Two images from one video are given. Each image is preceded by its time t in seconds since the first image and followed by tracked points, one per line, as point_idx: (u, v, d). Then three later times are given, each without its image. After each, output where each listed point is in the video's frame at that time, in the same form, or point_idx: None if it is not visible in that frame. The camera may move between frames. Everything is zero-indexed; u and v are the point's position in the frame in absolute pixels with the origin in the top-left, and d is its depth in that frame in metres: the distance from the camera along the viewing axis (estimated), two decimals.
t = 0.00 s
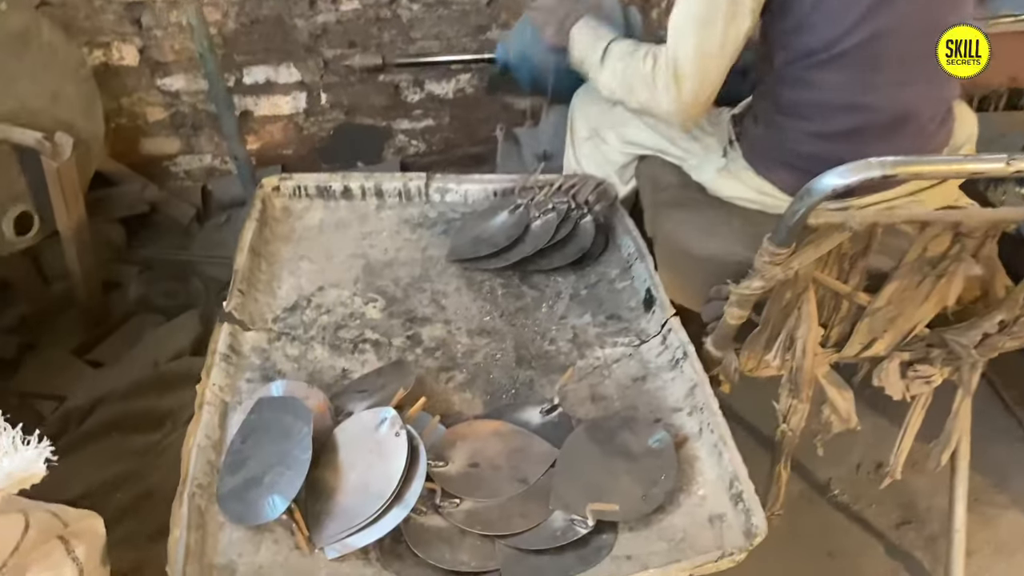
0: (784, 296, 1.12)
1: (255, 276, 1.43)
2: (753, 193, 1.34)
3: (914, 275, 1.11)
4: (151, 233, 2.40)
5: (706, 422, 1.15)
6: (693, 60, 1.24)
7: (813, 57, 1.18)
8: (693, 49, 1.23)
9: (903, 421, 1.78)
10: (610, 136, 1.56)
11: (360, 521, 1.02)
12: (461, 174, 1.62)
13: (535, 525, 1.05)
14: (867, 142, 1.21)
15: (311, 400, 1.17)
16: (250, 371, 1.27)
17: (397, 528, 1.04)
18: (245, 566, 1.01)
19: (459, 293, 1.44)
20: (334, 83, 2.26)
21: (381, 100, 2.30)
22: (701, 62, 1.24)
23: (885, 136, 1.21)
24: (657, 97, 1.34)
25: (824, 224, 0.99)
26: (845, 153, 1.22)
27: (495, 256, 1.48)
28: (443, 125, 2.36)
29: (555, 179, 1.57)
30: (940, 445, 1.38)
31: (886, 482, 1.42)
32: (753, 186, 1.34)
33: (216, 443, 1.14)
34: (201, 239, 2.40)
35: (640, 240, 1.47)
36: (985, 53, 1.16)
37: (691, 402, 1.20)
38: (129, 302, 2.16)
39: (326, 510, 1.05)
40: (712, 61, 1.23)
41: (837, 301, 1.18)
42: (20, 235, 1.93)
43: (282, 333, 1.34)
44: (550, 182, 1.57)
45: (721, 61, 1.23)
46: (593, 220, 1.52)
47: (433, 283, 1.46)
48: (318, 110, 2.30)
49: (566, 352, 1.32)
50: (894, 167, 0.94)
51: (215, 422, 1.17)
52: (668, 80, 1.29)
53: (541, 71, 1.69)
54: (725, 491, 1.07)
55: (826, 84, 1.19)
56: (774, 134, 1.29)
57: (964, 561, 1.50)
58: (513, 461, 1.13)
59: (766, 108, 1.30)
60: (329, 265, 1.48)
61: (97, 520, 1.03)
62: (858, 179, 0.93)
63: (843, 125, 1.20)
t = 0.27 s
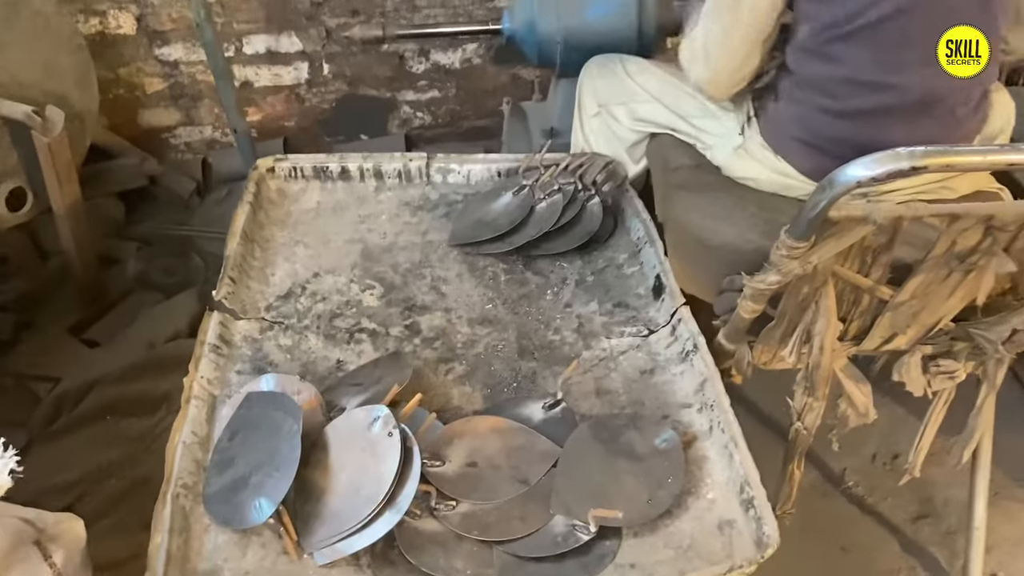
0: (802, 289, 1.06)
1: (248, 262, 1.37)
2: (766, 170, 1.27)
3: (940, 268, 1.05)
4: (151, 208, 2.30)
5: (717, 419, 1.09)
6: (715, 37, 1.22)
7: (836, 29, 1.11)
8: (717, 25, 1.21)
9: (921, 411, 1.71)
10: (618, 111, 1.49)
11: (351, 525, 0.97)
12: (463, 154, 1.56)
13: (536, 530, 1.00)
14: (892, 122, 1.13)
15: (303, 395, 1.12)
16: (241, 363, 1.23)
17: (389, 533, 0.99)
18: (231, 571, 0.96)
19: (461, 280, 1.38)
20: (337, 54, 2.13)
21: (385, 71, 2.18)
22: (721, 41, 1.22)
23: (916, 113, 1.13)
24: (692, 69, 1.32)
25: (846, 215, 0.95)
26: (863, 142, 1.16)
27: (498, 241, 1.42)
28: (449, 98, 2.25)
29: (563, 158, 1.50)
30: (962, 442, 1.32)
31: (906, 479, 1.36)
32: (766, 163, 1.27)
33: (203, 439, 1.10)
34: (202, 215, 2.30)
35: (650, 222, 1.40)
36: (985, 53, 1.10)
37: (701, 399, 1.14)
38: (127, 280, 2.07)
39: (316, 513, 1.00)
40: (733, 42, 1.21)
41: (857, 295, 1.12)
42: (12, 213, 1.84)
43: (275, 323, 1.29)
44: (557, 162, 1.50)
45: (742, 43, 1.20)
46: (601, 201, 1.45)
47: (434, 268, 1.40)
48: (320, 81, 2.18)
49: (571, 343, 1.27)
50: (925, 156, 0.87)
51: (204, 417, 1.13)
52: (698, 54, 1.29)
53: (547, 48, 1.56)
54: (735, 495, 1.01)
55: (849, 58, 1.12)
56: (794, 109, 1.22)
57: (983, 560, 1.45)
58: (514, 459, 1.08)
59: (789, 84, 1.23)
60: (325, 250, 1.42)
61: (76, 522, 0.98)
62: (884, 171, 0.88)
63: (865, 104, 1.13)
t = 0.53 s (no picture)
0: (819, 275, 1.01)
1: (244, 239, 1.33)
2: (782, 134, 1.20)
3: (964, 253, 1.00)
4: (152, 176, 2.17)
5: (727, 407, 1.05)
6: None
7: None
8: None
9: (939, 393, 1.66)
10: (628, 80, 1.42)
11: (343, 519, 0.94)
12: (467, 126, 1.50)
13: (537, 523, 0.96)
14: (911, 96, 1.07)
15: (301, 381, 1.09)
16: (235, 345, 1.19)
17: (385, 526, 0.96)
18: (221, 566, 0.93)
19: (463, 259, 1.34)
20: (340, 19, 2.04)
21: (389, 38, 2.08)
22: None
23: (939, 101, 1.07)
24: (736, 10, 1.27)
25: (868, 200, 0.90)
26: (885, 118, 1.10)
27: (502, 218, 1.37)
28: (455, 65, 2.16)
29: (571, 131, 1.44)
30: (982, 431, 1.28)
31: (922, 467, 1.32)
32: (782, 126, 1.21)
33: (194, 426, 1.06)
34: (203, 184, 2.16)
35: (660, 199, 1.35)
36: (986, 53, 1.04)
37: (710, 387, 1.09)
38: (126, 251, 1.98)
39: (310, 504, 0.96)
40: None
41: (876, 279, 1.07)
42: (7, 182, 1.81)
43: (271, 302, 1.25)
44: (565, 135, 1.44)
45: None
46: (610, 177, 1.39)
47: (436, 246, 1.35)
48: (322, 47, 2.09)
49: (576, 326, 1.22)
50: (953, 138, 0.82)
51: (195, 402, 1.09)
52: None
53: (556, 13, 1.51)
54: (745, 489, 0.97)
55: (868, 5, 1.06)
56: (811, 63, 1.16)
57: (997, 550, 1.41)
58: (515, 449, 1.04)
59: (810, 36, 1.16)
60: (323, 227, 1.37)
61: (62, 514, 0.96)
62: (909, 154, 0.83)
63: (879, 59, 1.06)
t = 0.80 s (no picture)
0: (841, 245, 0.97)
1: (243, 203, 1.29)
2: (804, 82, 1.15)
3: (993, 222, 0.95)
4: (152, 136, 2.08)
5: (740, 382, 1.02)
6: None
7: None
8: None
9: (956, 364, 1.62)
10: (641, 37, 1.38)
11: (344, 495, 0.91)
12: (474, 87, 1.45)
13: (542, 501, 0.93)
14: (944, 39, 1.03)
15: (301, 353, 1.06)
16: (234, 313, 1.16)
17: (387, 502, 0.93)
18: (218, 541, 0.91)
19: (469, 225, 1.30)
20: None
21: None
22: None
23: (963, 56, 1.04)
24: None
25: (894, 168, 0.85)
26: (910, 77, 1.07)
27: (510, 182, 1.33)
28: (463, 22, 2.09)
29: (581, 92, 1.39)
30: (1002, 405, 1.24)
31: (938, 441, 1.29)
32: (804, 74, 1.15)
33: (192, 397, 1.04)
34: (206, 144, 2.07)
35: (673, 163, 1.31)
36: (986, 53, 1.04)
37: (723, 360, 1.06)
38: (129, 213, 1.92)
39: (309, 479, 0.94)
40: None
41: (899, 249, 1.02)
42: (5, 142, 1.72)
43: (271, 269, 1.22)
44: (575, 97, 1.39)
45: None
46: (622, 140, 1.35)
47: (441, 211, 1.31)
48: (326, 3, 2.02)
49: (585, 296, 1.19)
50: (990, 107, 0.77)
51: (193, 372, 1.07)
52: None
53: None
54: (758, 468, 0.94)
55: None
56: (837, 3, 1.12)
57: (1013, 525, 1.38)
58: (521, 423, 1.01)
59: None
60: (325, 190, 1.33)
61: (55, 488, 0.94)
62: (940, 121, 0.79)
63: None
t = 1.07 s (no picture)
0: (863, 213, 0.93)
1: (241, 164, 1.25)
2: (829, 40, 1.08)
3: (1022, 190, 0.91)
4: (151, 98, 2.01)
5: (755, 354, 0.98)
6: None
7: None
8: None
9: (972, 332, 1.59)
10: None
11: (346, 470, 0.89)
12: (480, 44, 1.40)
13: (550, 476, 0.91)
14: None
15: (302, 322, 1.02)
16: (233, 279, 1.13)
17: (390, 475, 0.90)
18: (217, 515, 0.89)
19: (474, 189, 1.26)
20: None
21: None
22: None
23: (980, 29, 0.99)
24: None
25: (923, 132, 0.81)
26: (936, 34, 1.01)
27: (517, 145, 1.28)
28: None
29: (592, 51, 1.34)
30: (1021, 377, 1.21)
31: (953, 414, 1.26)
32: (829, 30, 1.09)
33: (189, 366, 1.01)
34: (206, 103, 2.01)
35: (687, 126, 1.26)
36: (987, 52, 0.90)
37: (737, 331, 1.02)
38: (127, 174, 1.85)
39: (310, 452, 0.91)
40: None
41: (922, 218, 0.98)
42: None
43: (270, 234, 1.18)
44: (585, 56, 1.34)
45: None
46: (633, 101, 1.30)
47: (446, 174, 1.27)
48: None
49: (594, 264, 1.16)
50: None
51: (191, 340, 1.03)
52: None
53: None
54: (772, 443, 0.91)
55: None
56: None
57: None
58: (528, 395, 0.99)
59: None
60: (325, 152, 1.29)
61: (51, 457, 0.90)
62: (974, 83, 0.74)
63: None
